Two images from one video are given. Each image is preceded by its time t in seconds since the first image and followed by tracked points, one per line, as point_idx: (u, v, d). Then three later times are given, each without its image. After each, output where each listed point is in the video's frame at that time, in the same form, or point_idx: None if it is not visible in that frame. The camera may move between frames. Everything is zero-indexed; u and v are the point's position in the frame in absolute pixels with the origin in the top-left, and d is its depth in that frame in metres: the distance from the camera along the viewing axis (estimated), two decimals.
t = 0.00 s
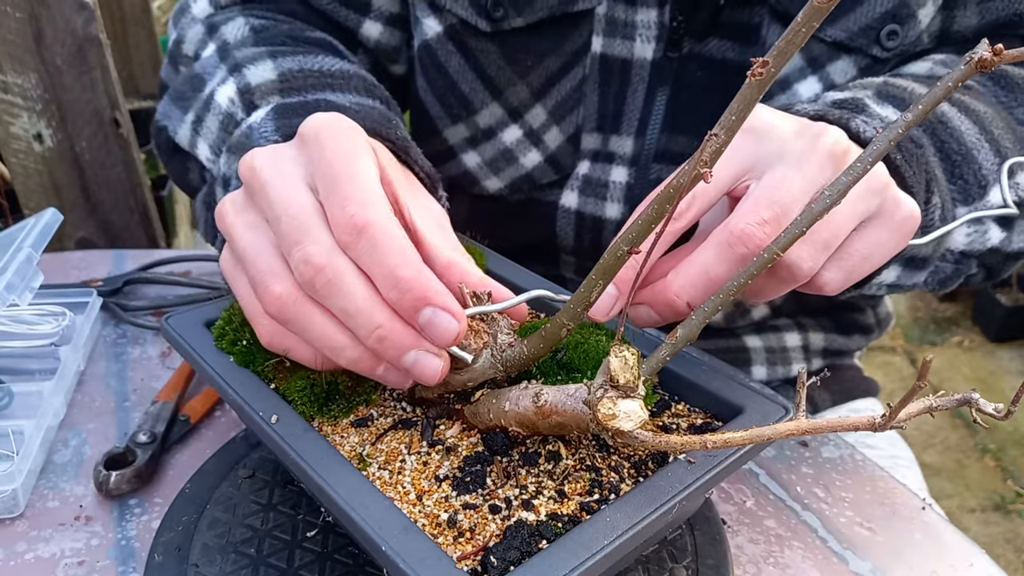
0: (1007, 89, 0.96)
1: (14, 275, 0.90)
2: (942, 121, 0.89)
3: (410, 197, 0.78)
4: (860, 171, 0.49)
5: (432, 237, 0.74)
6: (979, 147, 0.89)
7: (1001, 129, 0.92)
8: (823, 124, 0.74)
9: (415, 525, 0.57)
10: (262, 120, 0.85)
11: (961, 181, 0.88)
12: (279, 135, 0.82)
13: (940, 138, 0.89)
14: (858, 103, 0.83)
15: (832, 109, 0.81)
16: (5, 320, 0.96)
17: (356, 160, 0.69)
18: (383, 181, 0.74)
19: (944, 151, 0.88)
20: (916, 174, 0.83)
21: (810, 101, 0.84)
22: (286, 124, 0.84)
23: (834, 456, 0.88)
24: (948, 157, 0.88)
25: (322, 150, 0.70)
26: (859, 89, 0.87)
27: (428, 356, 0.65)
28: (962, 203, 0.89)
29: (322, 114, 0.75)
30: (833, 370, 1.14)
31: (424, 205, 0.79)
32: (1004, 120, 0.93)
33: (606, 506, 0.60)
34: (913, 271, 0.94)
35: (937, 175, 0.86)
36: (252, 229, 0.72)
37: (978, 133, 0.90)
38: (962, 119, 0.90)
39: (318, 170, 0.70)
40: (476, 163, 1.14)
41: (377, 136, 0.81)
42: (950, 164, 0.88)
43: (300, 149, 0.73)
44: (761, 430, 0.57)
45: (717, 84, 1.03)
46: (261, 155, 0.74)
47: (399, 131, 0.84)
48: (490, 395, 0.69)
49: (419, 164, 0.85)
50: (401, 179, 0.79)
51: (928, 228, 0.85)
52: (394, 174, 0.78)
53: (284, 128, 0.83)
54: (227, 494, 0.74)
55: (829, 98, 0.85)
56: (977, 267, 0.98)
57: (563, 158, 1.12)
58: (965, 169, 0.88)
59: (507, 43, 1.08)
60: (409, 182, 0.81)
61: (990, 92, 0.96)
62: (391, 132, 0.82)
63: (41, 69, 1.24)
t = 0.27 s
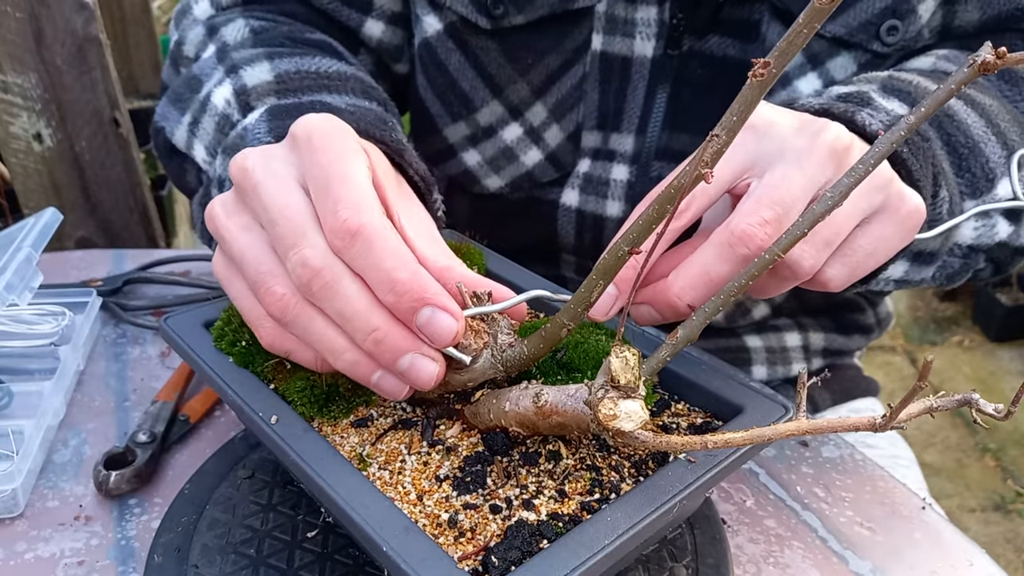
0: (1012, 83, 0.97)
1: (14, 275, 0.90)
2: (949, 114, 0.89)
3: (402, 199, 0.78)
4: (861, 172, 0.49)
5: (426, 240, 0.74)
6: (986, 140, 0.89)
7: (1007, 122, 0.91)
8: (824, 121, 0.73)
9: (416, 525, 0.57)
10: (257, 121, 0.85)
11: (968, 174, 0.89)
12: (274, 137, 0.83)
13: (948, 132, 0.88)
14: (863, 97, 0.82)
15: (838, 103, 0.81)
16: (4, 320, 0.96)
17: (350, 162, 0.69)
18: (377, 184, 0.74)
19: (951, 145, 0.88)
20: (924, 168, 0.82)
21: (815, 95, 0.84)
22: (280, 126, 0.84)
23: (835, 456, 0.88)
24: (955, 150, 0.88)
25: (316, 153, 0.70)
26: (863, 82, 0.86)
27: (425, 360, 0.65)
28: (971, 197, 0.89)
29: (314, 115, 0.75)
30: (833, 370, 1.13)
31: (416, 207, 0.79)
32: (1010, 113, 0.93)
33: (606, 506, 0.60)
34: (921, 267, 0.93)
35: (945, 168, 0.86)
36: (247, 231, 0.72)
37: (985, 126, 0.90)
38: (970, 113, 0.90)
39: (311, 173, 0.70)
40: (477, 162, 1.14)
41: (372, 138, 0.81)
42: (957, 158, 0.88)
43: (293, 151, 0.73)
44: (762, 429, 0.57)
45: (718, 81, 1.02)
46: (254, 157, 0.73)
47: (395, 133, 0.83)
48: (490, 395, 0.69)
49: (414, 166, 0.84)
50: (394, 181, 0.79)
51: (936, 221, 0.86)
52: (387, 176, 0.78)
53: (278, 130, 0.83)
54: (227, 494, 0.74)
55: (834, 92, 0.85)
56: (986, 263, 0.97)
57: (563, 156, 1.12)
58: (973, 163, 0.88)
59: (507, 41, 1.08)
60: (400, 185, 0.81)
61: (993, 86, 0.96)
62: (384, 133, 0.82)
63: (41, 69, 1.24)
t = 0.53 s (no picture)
0: (1013, 81, 0.97)
1: (14, 275, 0.90)
2: (949, 113, 0.90)
3: (402, 201, 0.78)
4: (861, 175, 0.49)
5: (425, 243, 0.74)
6: (988, 138, 0.89)
7: (1009, 120, 0.92)
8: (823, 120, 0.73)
9: (416, 526, 0.57)
10: (257, 122, 0.85)
11: (970, 174, 0.89)
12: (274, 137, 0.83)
13: (949, 131, 0.89)
14: (863, 98, 0.82)
15: (838, 104, 0.81)
16: (5, 320, 0.96)
17: (351, 165, 0.70)
18: (377, 187, 0.74)
19: (952, 144, 0.89)
20: (926, 168, 0.82)
21: (816, 96, 0.84)
22: (281, 127, 0.84)
23: (834, 456, 0.88)
24: (956, 150, 0.89)
25: (318, 156, 0.70)
26: (863, 84, 0.87)
27: (423, 363, 0.65)
28: (972, 196, 0.89)
29: (315, 116, 0.75)
30: (833, 370, 1.14)
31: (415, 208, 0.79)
32: (1011, 110, 0.93)
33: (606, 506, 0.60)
34: (925, 266, 0.93)
35: (947, 167, 0.86)
36: (248, 233, 0.72)
37: (986, 125, 0.90)
38: (971, 112, 0.90)
39: (312, 175, 0.70)
40: (477, 161, 1.14)
41: (371, 140, 0.81)
42: (959, 157, 0.89)
43: (294, 153, 0.73)
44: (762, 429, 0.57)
45: (717, 81, 1.02)
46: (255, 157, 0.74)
47: (394, 134, 0.83)
48: (490, 396, 0.69)
49: (414, 168, 0.83)
50: (393, 183, 0.79)
51: (939, 221, 0.86)
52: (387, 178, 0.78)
53: (278, 131, 0.84)
54: (227, 495, 0.74)
55: (835, 93, 0.85)
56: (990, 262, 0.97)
57: (564, 156, 1.12)
58: (975, 162, 0.88)
59: (507, 40, 1.08)
60: (400, 187, 0.81)
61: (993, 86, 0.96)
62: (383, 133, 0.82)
63: (41, 69, 1.24)
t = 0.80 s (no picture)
0: (1015, 74, 0.97)
1: (14, 275, 0.90)
2: (952, 97, 0.89)
3: (401, 201, 0.78)
4: (859, 172, 0.50)
5: (425, 241, 0.74)
6: (991, 123, 0.89)
7: (1012, 106, 0.91)
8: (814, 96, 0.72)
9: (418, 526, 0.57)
10: (256, 122, 0.85)
11: (974, 157, 0.88)
12: (273, 137, 0.83)
13: (951, 115, 0.89)
14: (864, 80, 0.82)
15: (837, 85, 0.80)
16: (4, 320, 0.96)
17: (350, 165, 0.70)
18: (377, 186, 0.74)
19: (955, 127, 0.88)
20: (931, 150, 0.82)
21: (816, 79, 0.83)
22: (280, 127, 0.84)
23: (835, 456, 0.88)
24: (960, 133, 0.88)
25: (318, 155, 0.70)
26: (865, 69, 0.86)
27: (425, 361, 0.65)
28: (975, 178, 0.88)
29: (315, 116, 0.75)
30: (833, 369, 1.13)
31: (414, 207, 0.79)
32: (1015, 98, 0.93)
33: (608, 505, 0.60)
34: (929, 252, 0.92)
35: (950, 150, 0.86)
36: (248, 232, 0.72)
37: (989, 109, 0.89)
38: (973, 96, 0.90)
39: (312, 175, 0.70)
40: (478, 159, 1.14)
41: (371, 140, 0.81)
42: (962, 141, 0.88)
43: (293, 152, 0.73)
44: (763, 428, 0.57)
45: (718, 77, 1.03)
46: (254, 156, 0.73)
47: (393, 134, 0.83)
48: (491, 395, 0.69)
49: (413, 169, 0.83)
50: (392, 182, 0.79)
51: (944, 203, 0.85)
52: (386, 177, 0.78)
53: (277, 130, 0.84)
54: (226, 495, 0.74)
55: (835, 77, 0.84)
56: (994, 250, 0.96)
57: (564, 154, 1.12)
58: (978, 146, 0.88)
59: (508, 38, 1.08)
60: (399, 186, 0.81)
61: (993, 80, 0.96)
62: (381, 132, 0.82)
63: (41, 69, 1.24)
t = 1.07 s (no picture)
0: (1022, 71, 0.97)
1: (14, 275, 0.90)
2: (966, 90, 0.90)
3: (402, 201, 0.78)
4: (862, 176, 0.50)
5: (425, 242, 0.74)
6: (1005, 114, 0.89)
7: None
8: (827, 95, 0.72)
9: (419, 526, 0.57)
10: (257, 123, 0.86)
11: (988, 148, 0.88)
12: (273, 139, 0.83)
13: (965, 107, 0.89)
14: (876, 70, 0.82)
15: (849, 74, 0.80)
16: (5, 320, 0.96)
17: (350, 167, 0.70)
18: (377, 188, 0.74)
19: (969, 119, 0.88)
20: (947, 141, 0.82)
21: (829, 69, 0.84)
22: (280, 128, 0.84)
23: (834, 456, 0.88)
24: (973, 124, 0.88)
25: (318, 158, 0.70)
26: (877, 60, 0.86)
27: (427, 363, 0.65)
28: (989, 170, 0.88)
29: (315, 117, 0.75)
30: (833, 370, 1.14)
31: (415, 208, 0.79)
32: None
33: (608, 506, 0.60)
34: (941, 246, 0.94)
35: (964, 142, 0.86)
36: (248, 235, 0.72)
37: (1003, 101, 0.89)
38: (987, 88, 0.90)
39: (311, 177, 0.70)
40: (478, 159, 1.14)
41: (371, 140, 0.81)
42: (975, 132, 0.88)
43: (294, 154, 0.73)
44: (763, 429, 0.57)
45: (718, 77, 1.03)
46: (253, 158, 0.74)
47: (394, 136, 0.83)
48: (491, 396, 0.70)
49: (413, 169, 0.83)
50: (392, 183, 0.79)
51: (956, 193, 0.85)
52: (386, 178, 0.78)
53: (278, 132, 0.84)
54: (227, 496, 0.74)
55: (848, 67, 0.84)
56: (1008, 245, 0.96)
57: (564, 154, 1.12)
58: (992, 138, 0.88)
59: (507, 37, 1.08)
60: (400, 187, 0.81)
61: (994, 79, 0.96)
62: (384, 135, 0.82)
63: (41, 69, 1.24)
